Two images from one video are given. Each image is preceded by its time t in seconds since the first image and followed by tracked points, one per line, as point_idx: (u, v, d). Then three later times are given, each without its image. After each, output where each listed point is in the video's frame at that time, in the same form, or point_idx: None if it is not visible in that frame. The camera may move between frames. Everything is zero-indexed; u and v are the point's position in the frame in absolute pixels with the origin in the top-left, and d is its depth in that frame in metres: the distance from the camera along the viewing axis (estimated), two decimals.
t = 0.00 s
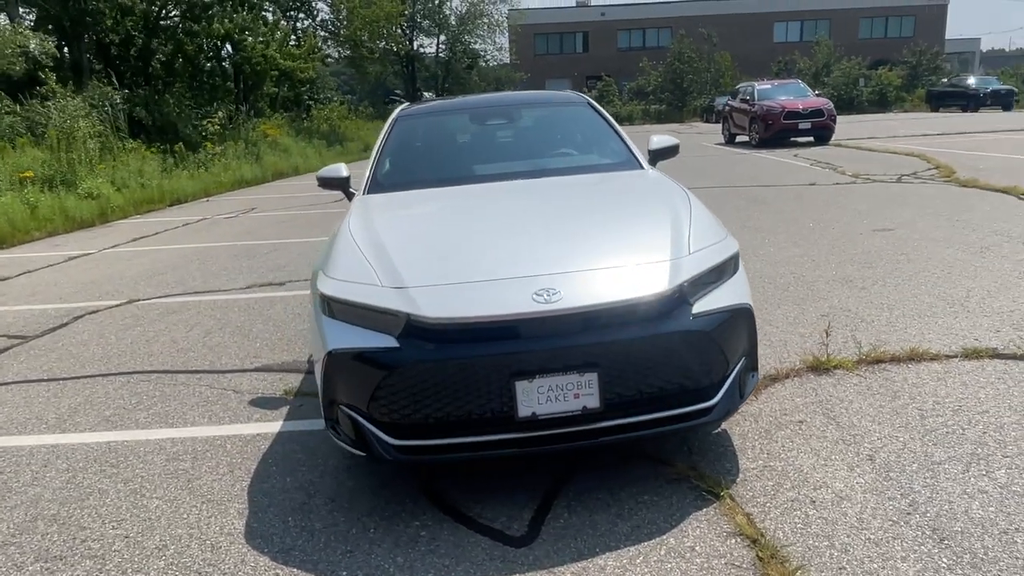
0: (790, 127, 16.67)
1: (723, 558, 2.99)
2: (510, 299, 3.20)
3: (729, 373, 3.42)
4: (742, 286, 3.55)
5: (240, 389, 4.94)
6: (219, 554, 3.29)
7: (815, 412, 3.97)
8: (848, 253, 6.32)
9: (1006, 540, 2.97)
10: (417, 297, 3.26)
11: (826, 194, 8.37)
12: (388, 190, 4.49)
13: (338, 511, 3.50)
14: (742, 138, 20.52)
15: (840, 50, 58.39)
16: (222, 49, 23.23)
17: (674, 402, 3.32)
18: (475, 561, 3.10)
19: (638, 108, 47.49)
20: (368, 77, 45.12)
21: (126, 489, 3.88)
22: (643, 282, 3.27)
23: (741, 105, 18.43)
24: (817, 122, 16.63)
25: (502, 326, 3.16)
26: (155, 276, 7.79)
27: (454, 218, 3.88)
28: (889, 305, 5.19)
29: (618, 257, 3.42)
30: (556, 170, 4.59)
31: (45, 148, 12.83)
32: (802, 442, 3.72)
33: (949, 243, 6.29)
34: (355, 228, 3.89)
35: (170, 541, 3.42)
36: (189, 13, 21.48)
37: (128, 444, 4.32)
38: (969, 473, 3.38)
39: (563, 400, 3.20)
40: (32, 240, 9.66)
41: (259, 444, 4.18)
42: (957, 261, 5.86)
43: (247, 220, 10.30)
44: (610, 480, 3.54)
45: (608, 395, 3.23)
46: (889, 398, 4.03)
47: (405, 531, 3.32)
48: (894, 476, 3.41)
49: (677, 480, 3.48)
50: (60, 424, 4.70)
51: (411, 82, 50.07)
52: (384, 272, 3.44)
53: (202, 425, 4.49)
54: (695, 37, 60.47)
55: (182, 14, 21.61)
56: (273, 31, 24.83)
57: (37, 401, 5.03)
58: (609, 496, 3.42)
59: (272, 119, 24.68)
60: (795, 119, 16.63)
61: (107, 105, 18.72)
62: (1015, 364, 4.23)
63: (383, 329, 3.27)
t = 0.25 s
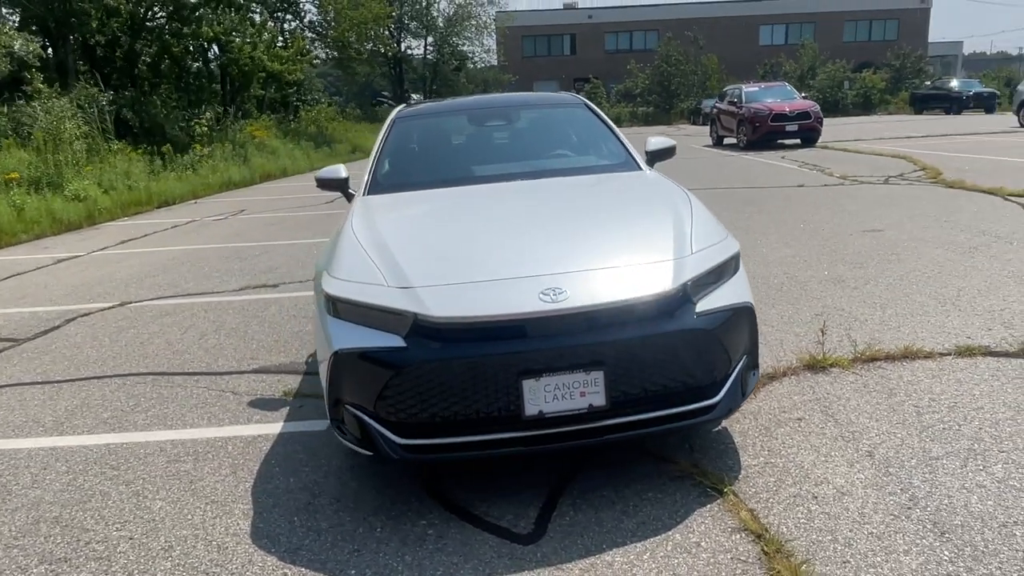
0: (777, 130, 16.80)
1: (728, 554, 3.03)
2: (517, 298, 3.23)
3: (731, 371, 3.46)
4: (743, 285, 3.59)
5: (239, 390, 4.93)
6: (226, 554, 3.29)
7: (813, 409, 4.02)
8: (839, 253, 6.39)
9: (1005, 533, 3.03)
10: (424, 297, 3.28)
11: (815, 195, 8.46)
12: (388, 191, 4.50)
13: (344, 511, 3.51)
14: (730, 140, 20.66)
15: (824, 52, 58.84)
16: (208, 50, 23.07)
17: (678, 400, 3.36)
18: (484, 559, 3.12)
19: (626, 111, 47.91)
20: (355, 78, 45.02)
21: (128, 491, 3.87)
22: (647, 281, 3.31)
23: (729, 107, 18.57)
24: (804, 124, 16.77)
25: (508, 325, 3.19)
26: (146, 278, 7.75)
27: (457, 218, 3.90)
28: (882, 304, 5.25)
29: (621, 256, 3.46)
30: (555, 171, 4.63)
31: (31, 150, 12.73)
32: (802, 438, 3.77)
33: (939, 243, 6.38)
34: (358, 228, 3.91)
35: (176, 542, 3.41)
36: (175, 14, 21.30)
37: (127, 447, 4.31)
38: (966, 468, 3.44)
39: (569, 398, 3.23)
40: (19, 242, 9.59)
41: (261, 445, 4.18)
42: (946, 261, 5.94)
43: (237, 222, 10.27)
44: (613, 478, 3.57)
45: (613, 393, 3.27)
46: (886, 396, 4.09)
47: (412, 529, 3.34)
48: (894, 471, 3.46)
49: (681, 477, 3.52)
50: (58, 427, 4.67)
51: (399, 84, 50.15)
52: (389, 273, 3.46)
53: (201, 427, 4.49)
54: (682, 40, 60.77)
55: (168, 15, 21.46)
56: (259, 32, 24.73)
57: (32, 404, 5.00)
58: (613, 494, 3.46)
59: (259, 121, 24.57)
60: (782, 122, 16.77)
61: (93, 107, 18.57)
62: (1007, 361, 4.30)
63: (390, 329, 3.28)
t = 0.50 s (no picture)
0: (766, 132, 16.95)
1: (743, 548, 3.09)
2: (533, 299, 3.27)
3: (741, 370, 3.52)
4: (751, 285, 3.66)
5: (244, 392, 4.94)
6: (244, 554, 3.31)
7: (817, 407, 4.09)
8: (834, 254, 6.49)
9: (1011, 525, 3.12)
10: (441, 297, 3.32)
11: (807, 197, 8.57)
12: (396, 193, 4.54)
13: (359, 510, 3.54)
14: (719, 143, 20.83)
15: (809, 55, 59.30)
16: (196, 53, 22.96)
17: (690, 398, 3.41)
18: (502, 556, 3.16)
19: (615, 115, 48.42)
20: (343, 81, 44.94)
21: (140, 493, 3.88)
22: (660, 281, 3.36)
23: (718, 110, 18.72)
24: (792, 126, 16.93)
25: (525, 325, 3.23)
26: (142, 282, 7.74)
27: (467, 220, 3.94)
28: (879, 303, 5.34)
29: (632, 257, 3.51)
30: (560, 173, 4.68)
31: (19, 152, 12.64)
32: (808, 435, 3.84)
33: (932, 244, 6.49)
34: (369, 230, 3.94)
35: (192, 542, 3.43)
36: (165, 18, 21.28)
37: (136, 449, 4.32)
38: (970, 463, 3.52)
39: (584, 396, 3.28)
40: (10, 245, 9.54)
41: (270, 446, 4.20)
42: (940, 261, 6.05)
43: (231, 224, 10.26)
44: (625, 475, 3.62)
45: (627, 391, 3.32)
46: (888, 393, 4.17)
47: (428, 528, 3.38)
48: (899, 467, 3.54)
49: (692, 474, 3.57)
50: (64, 430, 4.68)
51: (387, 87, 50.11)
52: (404, 273, 3.49)
53: (209, 429, 4.50)
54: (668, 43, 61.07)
55: (157, 17, 21.39)
56: (248, 34, 25.11)
57: (36, 408, 5.00)
58: (626, 491, 3.51)
59: (248, 123, 24.50)
60: (770, 124, 16.92)
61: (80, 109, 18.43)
62: (1005, 359, 4.40)
63: (407, 330, 3.32)
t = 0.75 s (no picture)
0: (756, 134, 17.09)
1: (760, 542, 3.15)
2: (550, 298, 3.32)
3: (753, 368, 3.58)
4: (761, 284, 3.72)
5: (252, 395, 4.96)
6: (265, 554, 3.33)
7: (824, 404, 4.16)
8: (831, 254, 6.58)
9: (1020, 516, 3.19)
10: (459, 298, 3.35)
11: (800, 198, 8.67)
12: (405, 195, 4.57)
13: (377, 509, 3.57)
14: (709, 146, 20.98)
15: (795, 58, 59.69)
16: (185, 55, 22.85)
17: (705, 396, 3.47)
18: (523, 553, 3.19)
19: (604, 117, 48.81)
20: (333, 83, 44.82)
21: (155, 495, 3.90)
22: (674, 281, 3.42)
23: (708, 112, 18.86)
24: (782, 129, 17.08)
25: (543, 324, 3.28)
26: (140, 285, 7.73)
27: (480, 221, 3.98)
28: (879, 302, 5.43)
29: (646, 257, 3.57)
30: (567, 174, 4.73)
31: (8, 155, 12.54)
32: (817, 432, 3.91)
33: (927, 244, 6.60)
34: (382, 232, 3.97)
35: (212, 543, 3.44)
36: (153, 19, 21.22)
37: (147, 452, 4.33)
38: (976, 457, 3.60)
39: (601, 394, 3.32)
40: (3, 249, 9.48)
41: (283, 447, 4.22)
42: (936, 261, 6.15)
43: (226, 228, 10.24)
44: (639, 473, 3.67)
45: (643, 389, 3.37)
46: (893, 390, 4.24)
47: (447, 525, 3.41)
48: (908, 462, 3.61)
49: (705, 471, 3.63)
50: (73, 434, 4.69)
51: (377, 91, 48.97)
52: (422, 274, 3.53)
53: (220, 431, 4.51)
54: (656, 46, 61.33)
55: (146, 19, 21.32)
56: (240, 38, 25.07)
57: (41, 412, 5.00)
58: (641, 488, 3.55)
59: (237, 126, 24.43)
60: (760, 127, 17.06)
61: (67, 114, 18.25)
62: (1005, 356, 4.49)
63: (425, 330, 3.35)
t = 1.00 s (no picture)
0: (746, 136, 17.20)
1: (770, 536, 3.20)
2: (561, 298, 3.36)
3: (759, 365, 3.63)
4: (766, 282, 3.77)
5: (257, 397, 4.97)
6: (278, 554, 3.35)
7: (827, 401, 4.23)
8: (826, 254, 6.66)
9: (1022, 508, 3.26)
10: (471, 297, 3.39)
11: (793, 199, 8.76)
12: (410, 197, 4.60)
13: (389, 509, 3.59)
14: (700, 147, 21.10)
15: (781, 60, 60.05)
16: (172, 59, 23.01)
17: (712, 392, 3.52)
18: (536, 549, 3.23)
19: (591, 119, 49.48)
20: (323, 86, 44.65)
21: (165, 497, 3.91)
22: (682, 279, 3.46)
23: (699, 114, 19.00)
24: (772, 130, 17.21)
25: (554, 323, 3.32)
26: (136, 289, 7.71)
27: (487, 222, 4.02)
28: (875, 301, 5.51)
29: (653, 256, 3.61)
30: (570, 176, 4.78)
31: None
32: (820, 428, 3.97)
33: (920, 243, 6.69)
34: (391, 233, 4.00)
35: (226, 544, 3.46)
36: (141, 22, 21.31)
37: (154, 455, 4.34)
38: (978, 451, 3.67)
39: (612, 392, 3.36)
40: None
41: (291, 448, 4.24)
42: (930, 260, 6.25)
43: (220, 231, 10.23)
44: (647, 470, 3.71)
45: (652, 387, 3.41)
46: (893, 386, 4.32)
47: (459, 523, 3.44)
48: (912, 456, 3.68)
49: (712, 467, 3.67)
50: (77, 438, 4.69)
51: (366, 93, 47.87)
52: (433, 275, 3.56)
53: (226, 433, 4.52)
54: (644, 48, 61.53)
55: (136, 24, 21.45)
56: (229, 41, 24.77)
57: (44, 416, 4.99)
58: (650, 484, 3.60)
59: (227, 130, 24.35)
60: (750, 128, 17.18)
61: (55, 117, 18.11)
62: (1001, 352, 4.58)
63: (438, 330, 3.38)
